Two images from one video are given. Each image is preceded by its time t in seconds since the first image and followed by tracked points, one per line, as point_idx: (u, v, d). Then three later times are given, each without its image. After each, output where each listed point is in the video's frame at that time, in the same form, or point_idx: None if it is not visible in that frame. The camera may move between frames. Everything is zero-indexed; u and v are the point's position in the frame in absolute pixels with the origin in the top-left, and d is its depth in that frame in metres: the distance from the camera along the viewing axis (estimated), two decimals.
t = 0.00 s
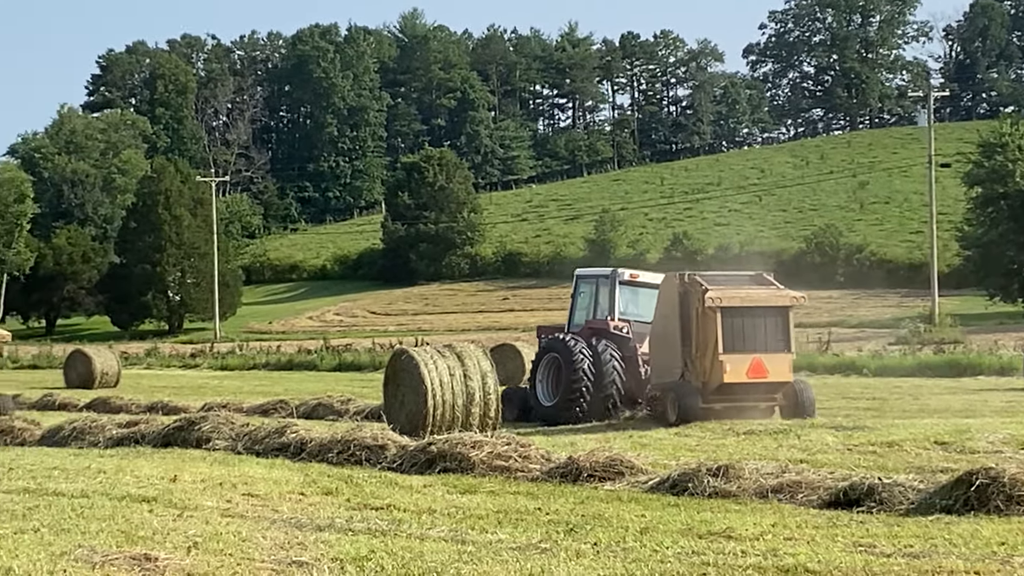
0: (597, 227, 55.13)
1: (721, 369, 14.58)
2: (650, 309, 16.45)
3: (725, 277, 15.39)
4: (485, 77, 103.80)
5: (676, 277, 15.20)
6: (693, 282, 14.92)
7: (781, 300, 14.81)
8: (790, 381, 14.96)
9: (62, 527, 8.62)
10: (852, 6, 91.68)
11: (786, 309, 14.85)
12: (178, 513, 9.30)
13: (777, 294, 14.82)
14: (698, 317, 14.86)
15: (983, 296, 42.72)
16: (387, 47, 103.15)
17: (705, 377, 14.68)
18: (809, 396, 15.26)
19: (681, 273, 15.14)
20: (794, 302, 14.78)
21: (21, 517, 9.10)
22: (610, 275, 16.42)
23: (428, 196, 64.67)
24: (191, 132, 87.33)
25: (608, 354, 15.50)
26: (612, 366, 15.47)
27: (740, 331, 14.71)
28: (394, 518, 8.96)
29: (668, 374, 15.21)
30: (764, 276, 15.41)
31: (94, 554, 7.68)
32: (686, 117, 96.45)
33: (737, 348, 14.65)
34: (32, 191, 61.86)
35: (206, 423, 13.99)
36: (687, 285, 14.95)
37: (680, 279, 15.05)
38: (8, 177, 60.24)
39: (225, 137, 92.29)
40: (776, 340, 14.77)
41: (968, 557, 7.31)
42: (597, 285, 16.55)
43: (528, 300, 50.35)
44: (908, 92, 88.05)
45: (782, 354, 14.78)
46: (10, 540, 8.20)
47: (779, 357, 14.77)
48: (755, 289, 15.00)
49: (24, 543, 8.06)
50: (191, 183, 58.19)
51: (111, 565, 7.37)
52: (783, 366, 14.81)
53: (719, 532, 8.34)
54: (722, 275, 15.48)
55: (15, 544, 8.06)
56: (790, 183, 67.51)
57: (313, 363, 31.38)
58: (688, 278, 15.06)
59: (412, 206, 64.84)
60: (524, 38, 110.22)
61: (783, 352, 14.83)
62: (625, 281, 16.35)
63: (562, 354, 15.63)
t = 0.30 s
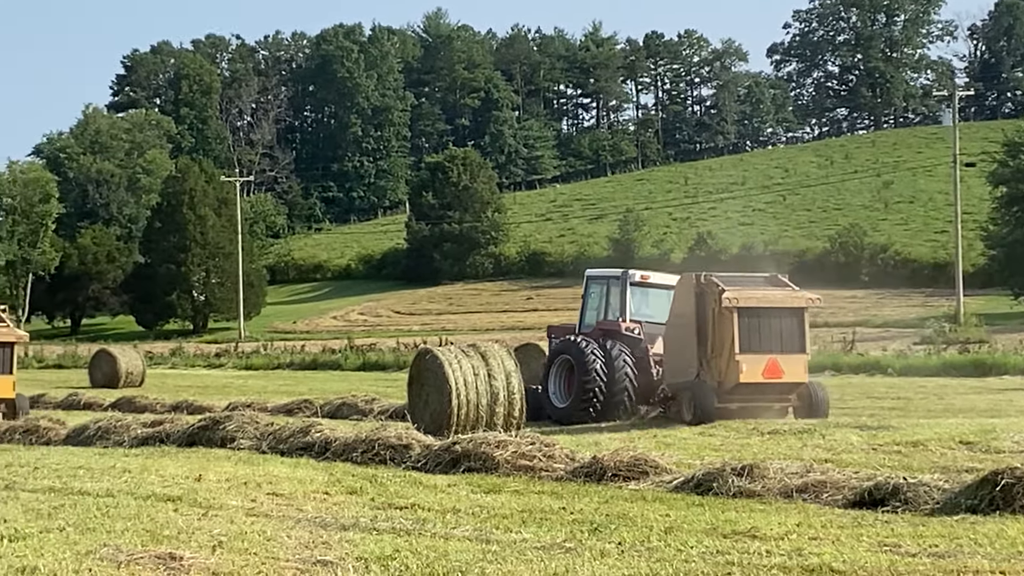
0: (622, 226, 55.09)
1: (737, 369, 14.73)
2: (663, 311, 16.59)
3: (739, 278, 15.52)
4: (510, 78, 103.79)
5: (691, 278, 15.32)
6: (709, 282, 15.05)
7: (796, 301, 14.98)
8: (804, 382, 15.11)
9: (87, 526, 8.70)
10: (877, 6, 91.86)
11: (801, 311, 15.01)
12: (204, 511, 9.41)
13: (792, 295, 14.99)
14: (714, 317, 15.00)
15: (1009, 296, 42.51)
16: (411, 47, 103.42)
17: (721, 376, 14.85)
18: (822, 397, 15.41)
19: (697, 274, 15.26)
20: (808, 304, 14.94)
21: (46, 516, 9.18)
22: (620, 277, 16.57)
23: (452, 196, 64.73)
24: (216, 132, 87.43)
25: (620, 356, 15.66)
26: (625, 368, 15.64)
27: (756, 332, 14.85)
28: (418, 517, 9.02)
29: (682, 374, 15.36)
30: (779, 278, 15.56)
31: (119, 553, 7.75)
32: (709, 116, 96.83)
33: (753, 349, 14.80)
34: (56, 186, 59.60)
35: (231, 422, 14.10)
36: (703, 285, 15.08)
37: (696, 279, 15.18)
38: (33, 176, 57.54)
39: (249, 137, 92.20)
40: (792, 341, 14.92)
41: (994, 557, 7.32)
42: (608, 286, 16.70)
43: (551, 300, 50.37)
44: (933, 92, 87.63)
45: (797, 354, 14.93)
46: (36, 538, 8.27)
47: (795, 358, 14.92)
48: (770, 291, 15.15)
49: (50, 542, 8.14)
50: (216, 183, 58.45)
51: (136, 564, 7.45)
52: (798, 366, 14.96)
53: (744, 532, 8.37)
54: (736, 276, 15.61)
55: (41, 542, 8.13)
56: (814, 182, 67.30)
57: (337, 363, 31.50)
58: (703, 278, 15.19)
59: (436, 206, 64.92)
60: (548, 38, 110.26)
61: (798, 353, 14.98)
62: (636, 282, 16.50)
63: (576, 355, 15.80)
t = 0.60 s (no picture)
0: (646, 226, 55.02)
1: (753, 369, 14.93)
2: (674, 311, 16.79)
3: (756, 281, 15.72)
4: (534, 78, 103.68)
5: (707, 280, 15.63)
6: (726, 283, 15.32)
7: (812, 303, 15.21)
8: (819, 383, 15.33)
9: (113, 525, 8.79)
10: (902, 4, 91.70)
11: (817, 312, 15.23)
12: (229, 511, 9.49)
13: (808, 297, 15.22)
14: (731, 318, 15.24)
15: None
16: (436, 48, 103.58)
17: (737, 376, 15.07)
18: (837, 398, 15.61)
19: (714, 275, 15.53)
20: (822, 305, 15.19)
21: (73, 515, 9.27)
22: (631, 278, 16.81)
23: (477, 196, 64.76)
24: (241, 132, 87.35)
25: (631, 357, 15.84)
26: (636, 369, 15.83)
27: (773, 333, 15.05)
28: (444, 517, 9.08)
29: (698, 375, 15.59)
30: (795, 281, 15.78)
31: (145, 553, 7.82)
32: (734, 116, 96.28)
33: (770, 350, 15.00)
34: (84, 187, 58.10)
35: (256, 423, 14.20)
36: (720, 286, 15.34)
37: (714, 280, 15.44)
38: (58, 178, 56.32)
39: (275, 137, 92.49)
40: (808, 342, 15.15)
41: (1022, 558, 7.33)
42: (619, 287, 16.99)
43: (576, 300, 50.39)
44: (959, 91, 87.24)
45: (813, 355, 15.14)
46: (63, 537, 8.35)
47: (811, 359, 15.15)
48: (785, 293, 15.36)
49: (76, 541, 8.21)
50: (241, 183, 58.70)
51: (163, 564, 7.51)
52: (813, 367, 15.18)
53: (770, 532, 8.40)
54: (753, 279, 15.83)
55: (67, 542, 8.19)
56: (839, 182, 67.04)
57: (362, 363, 31.62)
58: (720, 280, 15.46)
59: (461, 206, 64.93)
60: (573, 38, 110.20)
61: (815, 353, 15.21)
62: (646, 283, 16.74)
63: (587, 356, 16.03)
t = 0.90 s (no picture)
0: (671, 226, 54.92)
1: (769, 370, 15.14)
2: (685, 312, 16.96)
3: (772, 282, 15.95)
4: (558, 79, 103.58)
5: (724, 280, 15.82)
6: (741, 284, 15.51)
7: (828, 305, 15.39)
8: (834, 384, 15.53)
9: (139, 526, 8.87)
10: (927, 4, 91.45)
11: (833, 313, 15.42)
12: (254, 511, 9.58)
13: (823, 299, 15.41)
14: (745, 320, 15.44)
15: None
16: (461, 49, 103.75)
17: (751, 377, 15.28)
18: (851, 398, 15.80)
19: (730, 276, 15.72)
20: (837, 307, 15.39)
21: (99, 515, 9.36)
22: (643, 278, 16.95)
23: (501, 196, 64.84)
24: (266, 132, 87.61)
25: (646, 360, 16.04)
26: (650, 371, 16.02)
27: (788, 334, 15.25)
28: (469, 517, 9.13)
29: (712, 375, 15.78)
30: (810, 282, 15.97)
31: (170, 553, 7.87)
32: (760, 116, 94.20)
33: (784, 351, 15.20)
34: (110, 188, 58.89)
35: (281, 423, 14.27)
36: (735, 288, 15.54)
37: (729, 282, 15.63)
38: (84, 179, 57.07)
39: (300, 138, 92.76)
40: (823, 344, 15.36)
41: None
42: (631, 287, 17.15)
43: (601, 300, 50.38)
44: (984, 91, 86.85)
45: (827, 356, 15.36)
46: (89, 538, 8.42)
47: (825, 360, 15.36)
48: (800, 295, 15.57)
49: (102, 541, 8.28)
50: (266, 183, 58.92)
51: (188, 564, 7.56)
52: (829, 368, 15.39)
53: (796, 532, 8.42)
54: (768, 280, 16.05)
55: (92, 542, 8.26)
56: (864, 182, 66.78)
57: (387, 363, 31.72)
58: (736, 281, 15.65)
59: (486, 206, 64.98)
60: (597, 38, 110.13)
61: (829, 354, 15.41)
62: (658, 283, 16.90)
63: (600, 358, 16.15)
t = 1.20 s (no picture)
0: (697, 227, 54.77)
1: (784, 372, 15.25)
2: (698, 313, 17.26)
3: (789, 284, 16.05)
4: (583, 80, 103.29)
5: (740, 281, 15.94)
6: (757, 286, 15.66)
7: (845, 308, 15.48)
8: (849, 387, 15.64)
9: (165, 526, 8.95)
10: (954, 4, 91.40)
11: (850, 317, 15.52)
12: (280, 512, 9.66)
13: (840, 302, 15.51)
14: (761, 322, 15.57)
15: None
16: (486, 50, 103.86)
17: (767, 379, 15.40)
18: (866, 401, 15.90)
19: (746, 279, 15.88)
20: (855, 311, 15.46)
21: (126, 516, 9.45)
22: (656, 280, 17.28)
23: (527, 197, 64.94)
24: (292, 133, 87.96)
25: (659, 361, 16.14)
26: (664, 372, 16.09)
27: (803, 337, 15.37)
28: (494, 518, 9.20)
29: (728, 377, 15.91)
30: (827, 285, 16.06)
31: (197, 553, 7.94)
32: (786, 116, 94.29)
33: (800, 354, 15.32)
34: (135, 189, 59.25)
35: (307, 424, 14.38)
36: (751, 290, 15.70)
37: (746, 284, 15.79)
38: (111, 179, 57.51)
39: (325, 139, 92.95)
40: (839, 347, 15.46)
41: None
42: (644, 290, 17.48)
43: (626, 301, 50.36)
44: (1011, 91, 86.50)
45: (843, 359, 15.47)
46: (117, 538, 8.51)
47: (840, 363, 15.47)
48: (818, 298, 15.67)
49: (130, 542, 8.37)
50: (292, 185, 59.15)
51: (215, 564, 7.63)
52: (843, 371, 15.50)
53: (822, 534, 8.45)
54: (786, 282, 16.16)
55: (120, 542, 8.34)
56: (891, 183, 66.50)
57: (413, 364, 31.83)
58: (752, 283, 15.80)
59: (511, 207, 65.00)
60: (622, 39, 110.06)
61: (845, 357, 15.52)
62: (671, 285, 17.21)
63: (614, 360, 16.17)
